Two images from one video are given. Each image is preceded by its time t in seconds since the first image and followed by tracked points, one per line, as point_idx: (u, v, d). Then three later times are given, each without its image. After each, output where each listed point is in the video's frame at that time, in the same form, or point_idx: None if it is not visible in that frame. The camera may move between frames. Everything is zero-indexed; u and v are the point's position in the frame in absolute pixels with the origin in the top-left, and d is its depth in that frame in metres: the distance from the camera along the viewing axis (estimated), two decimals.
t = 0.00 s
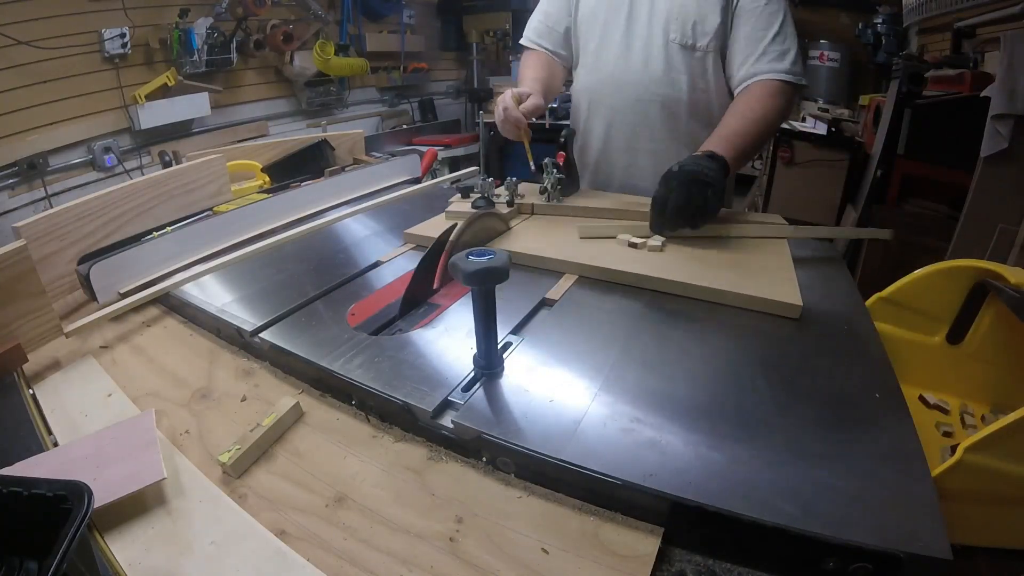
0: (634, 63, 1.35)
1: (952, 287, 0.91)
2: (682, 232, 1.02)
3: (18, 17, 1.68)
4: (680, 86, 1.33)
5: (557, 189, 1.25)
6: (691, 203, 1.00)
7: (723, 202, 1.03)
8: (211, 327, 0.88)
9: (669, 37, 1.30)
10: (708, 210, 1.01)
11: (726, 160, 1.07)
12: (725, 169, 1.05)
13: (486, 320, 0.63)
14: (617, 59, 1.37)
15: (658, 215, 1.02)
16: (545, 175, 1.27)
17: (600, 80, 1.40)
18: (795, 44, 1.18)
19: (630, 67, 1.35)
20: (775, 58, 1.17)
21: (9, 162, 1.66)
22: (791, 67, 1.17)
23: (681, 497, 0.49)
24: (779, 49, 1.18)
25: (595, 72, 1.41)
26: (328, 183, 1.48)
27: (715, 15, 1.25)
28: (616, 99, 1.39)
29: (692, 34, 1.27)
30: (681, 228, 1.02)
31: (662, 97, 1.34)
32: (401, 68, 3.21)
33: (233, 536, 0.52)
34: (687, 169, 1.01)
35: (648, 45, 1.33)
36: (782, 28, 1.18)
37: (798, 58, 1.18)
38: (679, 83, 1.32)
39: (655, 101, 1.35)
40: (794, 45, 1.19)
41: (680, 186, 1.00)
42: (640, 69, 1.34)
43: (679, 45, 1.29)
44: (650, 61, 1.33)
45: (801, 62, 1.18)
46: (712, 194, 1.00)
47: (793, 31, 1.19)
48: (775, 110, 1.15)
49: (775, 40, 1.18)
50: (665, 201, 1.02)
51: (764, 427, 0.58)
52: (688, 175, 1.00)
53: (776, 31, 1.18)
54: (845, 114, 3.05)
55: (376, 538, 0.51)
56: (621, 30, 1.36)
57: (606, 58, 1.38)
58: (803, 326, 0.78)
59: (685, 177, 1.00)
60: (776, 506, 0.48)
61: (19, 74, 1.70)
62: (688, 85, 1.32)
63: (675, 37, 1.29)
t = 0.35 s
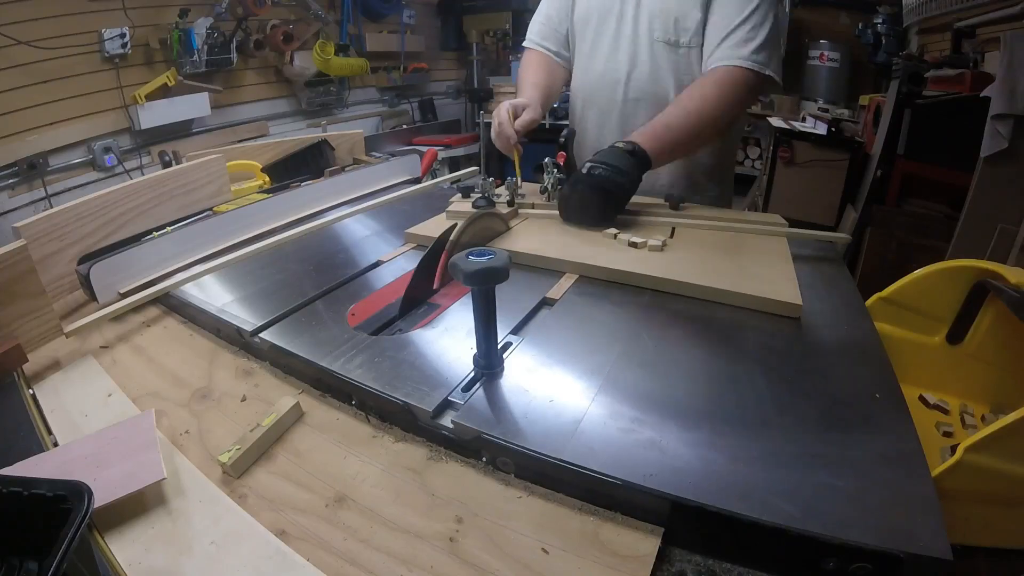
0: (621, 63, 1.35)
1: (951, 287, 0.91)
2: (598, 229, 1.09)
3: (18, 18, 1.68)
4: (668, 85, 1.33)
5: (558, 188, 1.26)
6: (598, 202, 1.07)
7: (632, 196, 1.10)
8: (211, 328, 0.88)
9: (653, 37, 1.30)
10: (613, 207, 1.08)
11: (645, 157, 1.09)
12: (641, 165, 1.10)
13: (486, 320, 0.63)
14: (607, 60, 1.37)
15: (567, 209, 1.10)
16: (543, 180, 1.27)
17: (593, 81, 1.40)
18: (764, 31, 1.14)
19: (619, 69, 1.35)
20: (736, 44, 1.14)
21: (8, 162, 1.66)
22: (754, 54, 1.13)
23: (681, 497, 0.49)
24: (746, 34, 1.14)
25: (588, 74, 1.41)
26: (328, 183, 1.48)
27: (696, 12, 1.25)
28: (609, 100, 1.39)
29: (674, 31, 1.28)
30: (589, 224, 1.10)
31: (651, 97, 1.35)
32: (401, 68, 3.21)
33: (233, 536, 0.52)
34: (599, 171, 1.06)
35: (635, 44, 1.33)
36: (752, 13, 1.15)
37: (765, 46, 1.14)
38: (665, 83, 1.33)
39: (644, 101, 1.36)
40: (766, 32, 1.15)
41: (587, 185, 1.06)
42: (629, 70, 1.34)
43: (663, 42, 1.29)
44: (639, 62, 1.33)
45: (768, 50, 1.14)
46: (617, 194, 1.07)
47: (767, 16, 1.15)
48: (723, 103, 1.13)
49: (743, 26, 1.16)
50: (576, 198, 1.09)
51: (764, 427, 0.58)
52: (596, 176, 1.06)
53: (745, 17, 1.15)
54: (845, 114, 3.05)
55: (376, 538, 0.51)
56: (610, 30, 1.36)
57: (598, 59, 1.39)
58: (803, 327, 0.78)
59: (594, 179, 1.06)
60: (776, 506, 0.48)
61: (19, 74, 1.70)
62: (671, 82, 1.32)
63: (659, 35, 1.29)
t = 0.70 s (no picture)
0: (623, 61, 1.34)
1: (951, 287, 0.91)
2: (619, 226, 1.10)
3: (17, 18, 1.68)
4: (669, 82, 1.32)
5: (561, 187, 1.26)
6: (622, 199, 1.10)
7: (655, 195, 1.12)
8: (211, 328, 0.88)
9: (660, 35, 1.29)
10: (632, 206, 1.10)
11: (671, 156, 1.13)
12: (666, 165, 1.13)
13: (486, 320, 0.63)
14: (609, 57, 1.36)
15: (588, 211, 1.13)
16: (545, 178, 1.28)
17: (592, 79, 1.40)
18: (784, 35, 1.15)
19: (620, 67, 1.35)
20: (758, 51, 1.16)
21: (9, 162, 1.66)
22: (777, 59, 1.14)
23: (681, 497, 0.49)
24: (767, 40, 1.15)
25: (588, 72, 1.40)
26: (327, 183, 1.48)
27: (706, 11, 1.24)
28: (608, 98, 1.39)
29: (683, 30, 1.27)
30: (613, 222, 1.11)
31: (654, 95, 1.35)
32: (401, 68, 3.21)
33: (233, 536, 0.52)
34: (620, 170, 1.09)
35: (640, 42, 1.32)
36: (772, 19, 1.16)
37: (788, 50, 1.15)
38: (670, 80, 1.32)
39: (647, 100, 1.35)
40: (784, 37, 1.16)
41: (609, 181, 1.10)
42: (630, 68, 1.33)
43: (671, 40, 1.28)
44: (642, 60, 1.33)
45: (789, 52, 1.15)
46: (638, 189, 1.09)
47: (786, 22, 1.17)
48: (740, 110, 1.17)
49: (764, 31, 1.16)
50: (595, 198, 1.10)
51: (764, 427, 0.58)
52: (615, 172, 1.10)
53: (765, 23, 1.16)
54: (845, 114, 3.06)
55: (377, 539, 0.51)
56: (612, 28, 1.35)
57: (598, 57, 1.38)
58: (804, 326, 0.78)
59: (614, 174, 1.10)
60: (776, 506, 0.48)
61: (19, 74, 1.70)
62: (678, 81, 1.32)
63: (667, 33, 1.28)
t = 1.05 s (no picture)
0: (626, 61, 1.35)
1: (951, 288, 0.91)
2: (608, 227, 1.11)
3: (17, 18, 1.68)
4: (671, 83, 1.33)
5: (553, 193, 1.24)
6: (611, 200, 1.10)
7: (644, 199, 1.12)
8: (211, 328, 0.88)
9: (663, 32, 1.29)
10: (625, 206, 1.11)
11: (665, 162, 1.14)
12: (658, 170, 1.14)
13: (485, 320, 0.63)
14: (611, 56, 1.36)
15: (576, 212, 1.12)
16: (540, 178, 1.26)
17: (596, 75, 1.39)
18: (780, 33, 1.17)
19: (624, 64, 1.35)
20: (754, 46, 1.16)
21: (8, 162, 1.66)
22: (771, 57, 1.15)
23: (681, 498, 0.49)
24: (762, 38, 1.17)
25: (591, 70, 1.39)
26: (327, 183, 1.48)
27: (708, 8, 1.25)
28: (610, 98, 1.39)
29: (685, 28, 1.27)
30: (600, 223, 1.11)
31: (658, 91, 1.35)
32: (401, 68, 3.21)
33: (233, 536, 0.52)
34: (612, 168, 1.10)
35: (641, 42, 1.33)
36: (767, 16, 1.17)
37: (783, 49, 1.17)
38: (673, 78, 1.33)
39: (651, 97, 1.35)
40: (781, 35, 1.17)
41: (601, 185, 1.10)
42: (633, 68, 1.34)
43: (673, 38, 1.29)
44: (645, 58, 1.33)
45: (784, 50, 1.16)
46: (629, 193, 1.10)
47: (781, 22, 1.19)
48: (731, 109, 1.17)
49: (757, 29, 1.18)
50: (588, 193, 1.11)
51: (765, 427, 0.58)
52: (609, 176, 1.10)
53: (760, 21, 1.18)
54: (845, 114, 3.06)
55: (377, 539, 0.51)
56: (615, 26, 1.35)
57: (602, 54, 1.37)
58: (804, 326, 0.78)
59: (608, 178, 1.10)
60: (776, 506, 0.48)
61: (20, 74, 1.70)
62: (680, 79, 1.32)
63: (669, 31, 1.28)
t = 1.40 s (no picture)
0: (629, 60, 1.35)
1: (951, 288, 0.91)
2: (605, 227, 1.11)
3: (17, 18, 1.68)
4: (673, 81, 1.33)
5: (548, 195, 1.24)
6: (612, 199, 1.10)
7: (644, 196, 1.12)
8: (211, 328, 0.88)
9: (664, 31, 1.29)
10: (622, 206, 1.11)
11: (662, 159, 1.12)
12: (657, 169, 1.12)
13: (485, 320, 0.63)
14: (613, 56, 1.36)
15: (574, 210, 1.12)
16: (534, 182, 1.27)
17: (596, 73, 1.39)
18: (779, 34, 1.17)
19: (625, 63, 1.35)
20: (754, 45, 1.16)
21: (8, 162, 1.66)
22: (768, 57, 1.15)
23: (681, 497, 0.49)
24: (762, 37, 1.16)
25: (592, 67, 1.39)
26: (328, 183, 1.48)
27: (711, 6, 1.25)
28: (612, 97, 1.38)
29: (687, 26, 1.27)
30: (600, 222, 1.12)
31: (657, 91, 1.35)
32: (401, 68, 3.21)
33: (233, 536, 0.52)
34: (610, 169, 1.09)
35: (643, 40, 1.33)
36: (768, 17, 1.17)
37: (781, 49, 1.16)
38: (674, 77, 1.33)
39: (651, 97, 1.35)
40: (781, 35, 1.17)
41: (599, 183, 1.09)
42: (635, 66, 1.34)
43: (676, 36, 1.29)
44: (647, 56, 1.33)
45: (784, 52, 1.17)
46: (629, 191, 1.09)
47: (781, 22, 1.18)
48: (735, 103, 1.16)
49: (757, 27, 1.17)
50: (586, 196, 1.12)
51: (764, 427, 0.58)
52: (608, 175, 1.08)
53: (760, 21, 1.17)
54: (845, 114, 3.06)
55: (377, 539, 0.51)
56: (617, 25, 1.34)
57: (604, 54, 1.37)
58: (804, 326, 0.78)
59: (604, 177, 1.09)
60: (776, 506, 0.48)
61: (19, 74, 1.70)
62: (681, 78, 1.32)
63: (671, 30, 1.28)
